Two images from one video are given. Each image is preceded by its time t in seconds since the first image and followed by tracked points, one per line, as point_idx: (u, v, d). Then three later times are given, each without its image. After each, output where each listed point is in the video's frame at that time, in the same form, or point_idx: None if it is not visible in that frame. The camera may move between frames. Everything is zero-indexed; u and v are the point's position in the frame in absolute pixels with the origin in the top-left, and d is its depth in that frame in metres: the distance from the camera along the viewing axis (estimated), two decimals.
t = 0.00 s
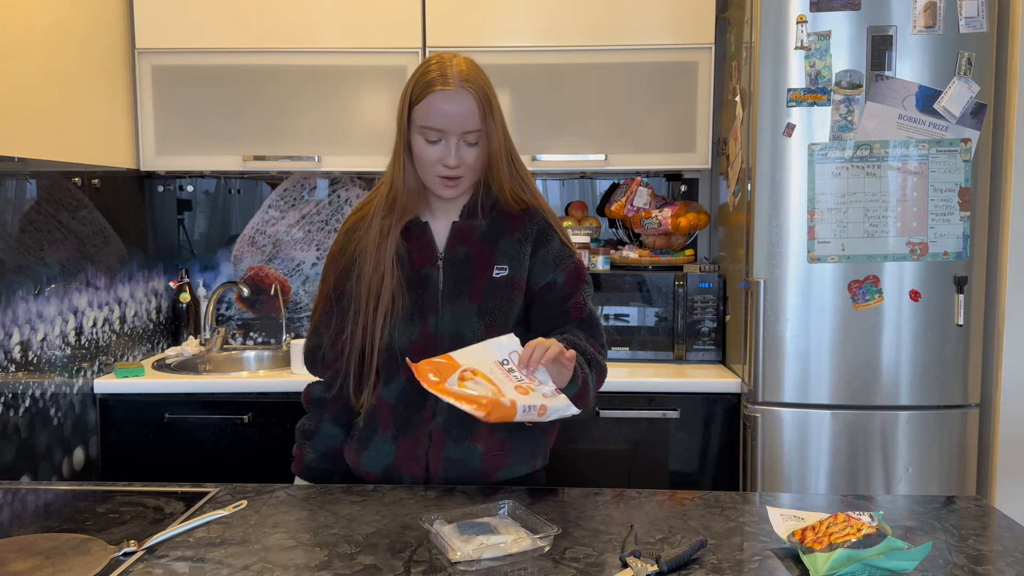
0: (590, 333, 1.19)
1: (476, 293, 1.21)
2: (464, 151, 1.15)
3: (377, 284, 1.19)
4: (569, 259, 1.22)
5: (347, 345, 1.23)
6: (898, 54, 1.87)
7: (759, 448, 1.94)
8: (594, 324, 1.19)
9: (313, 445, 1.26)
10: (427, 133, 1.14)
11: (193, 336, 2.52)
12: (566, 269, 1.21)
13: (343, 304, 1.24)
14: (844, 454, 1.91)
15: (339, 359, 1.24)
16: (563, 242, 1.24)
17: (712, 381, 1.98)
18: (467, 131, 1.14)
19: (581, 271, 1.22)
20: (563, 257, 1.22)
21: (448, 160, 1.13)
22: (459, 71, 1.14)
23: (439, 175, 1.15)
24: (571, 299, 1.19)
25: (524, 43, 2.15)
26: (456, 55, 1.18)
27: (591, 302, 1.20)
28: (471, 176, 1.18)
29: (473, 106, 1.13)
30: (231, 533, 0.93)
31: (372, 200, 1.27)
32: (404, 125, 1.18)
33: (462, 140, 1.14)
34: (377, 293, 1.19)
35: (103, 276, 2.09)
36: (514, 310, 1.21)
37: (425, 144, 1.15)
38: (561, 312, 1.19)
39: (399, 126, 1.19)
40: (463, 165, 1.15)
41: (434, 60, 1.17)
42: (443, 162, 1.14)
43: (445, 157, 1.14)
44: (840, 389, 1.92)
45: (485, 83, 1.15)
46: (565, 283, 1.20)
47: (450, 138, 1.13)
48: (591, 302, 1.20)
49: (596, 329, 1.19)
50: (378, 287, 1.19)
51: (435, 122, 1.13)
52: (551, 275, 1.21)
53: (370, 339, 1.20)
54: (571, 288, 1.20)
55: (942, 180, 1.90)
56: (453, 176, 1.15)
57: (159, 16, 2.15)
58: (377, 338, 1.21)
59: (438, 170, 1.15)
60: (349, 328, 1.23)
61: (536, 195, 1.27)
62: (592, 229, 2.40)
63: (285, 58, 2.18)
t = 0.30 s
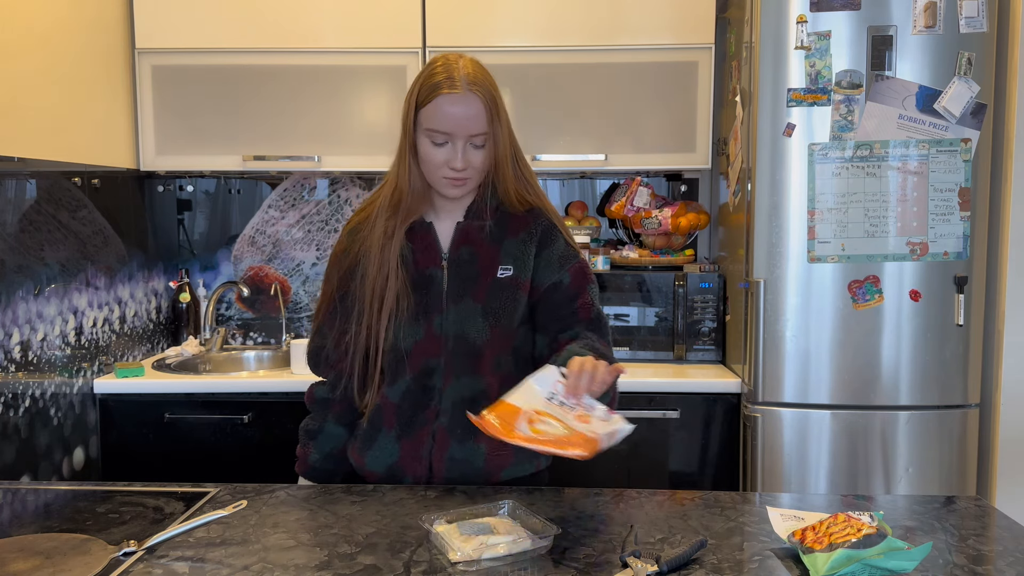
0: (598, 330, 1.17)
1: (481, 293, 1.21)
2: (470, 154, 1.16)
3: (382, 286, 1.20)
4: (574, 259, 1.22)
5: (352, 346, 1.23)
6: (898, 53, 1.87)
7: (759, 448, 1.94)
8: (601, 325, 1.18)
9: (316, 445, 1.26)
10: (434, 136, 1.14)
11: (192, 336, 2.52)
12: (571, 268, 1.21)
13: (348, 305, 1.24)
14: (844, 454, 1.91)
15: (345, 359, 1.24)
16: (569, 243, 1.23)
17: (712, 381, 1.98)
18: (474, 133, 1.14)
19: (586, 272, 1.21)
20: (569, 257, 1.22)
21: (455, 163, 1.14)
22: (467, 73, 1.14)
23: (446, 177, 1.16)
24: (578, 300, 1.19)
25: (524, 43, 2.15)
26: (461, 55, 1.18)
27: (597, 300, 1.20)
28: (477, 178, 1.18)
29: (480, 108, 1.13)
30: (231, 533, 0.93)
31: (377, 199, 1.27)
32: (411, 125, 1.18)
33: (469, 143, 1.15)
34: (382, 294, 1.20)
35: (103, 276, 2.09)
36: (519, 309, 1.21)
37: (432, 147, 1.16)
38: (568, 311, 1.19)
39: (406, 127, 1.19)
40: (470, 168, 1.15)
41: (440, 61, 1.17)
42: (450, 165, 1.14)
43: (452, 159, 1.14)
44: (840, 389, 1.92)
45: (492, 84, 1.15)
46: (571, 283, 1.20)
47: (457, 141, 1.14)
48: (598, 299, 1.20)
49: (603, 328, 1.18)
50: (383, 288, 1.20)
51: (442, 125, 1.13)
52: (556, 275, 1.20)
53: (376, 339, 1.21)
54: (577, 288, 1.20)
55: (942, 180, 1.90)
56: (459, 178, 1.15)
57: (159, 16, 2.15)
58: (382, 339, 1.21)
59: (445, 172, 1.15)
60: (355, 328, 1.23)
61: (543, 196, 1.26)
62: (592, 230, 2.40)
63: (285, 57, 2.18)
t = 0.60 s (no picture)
0: (607, 345, 1.14)
1: (499, 288, 1.19)
2: (477, 145, 1.13)
3: (398, 283, 1.20)
4: (591, 255, 1.19)
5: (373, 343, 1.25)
6: (898, 54, 1.87)
7: (759, 448, 1.94)
8: (611, 332, 1.15)
9: (340, 442, 1.28)
10: (438, 132, 1.13)
11: (193, 336, 2.52)
12: (588, 264, 1.18)
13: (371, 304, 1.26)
14: (843, 453, 1.91)
15: (369, 356, 1.26)
16: (586, 240, 1.21)
17: (712, 381, 1.99)
18: (478, 124, 1.12)
19: (605, 268, 1.19)
20: (586, 252, 1.19)
21: (461, 156, 1.13)
22: (463, 65, 1.13)
23: (455, 172, 1.15)
24: (593, 298, 1.17)
25: (524, 43, 2.15)
26: (463, 47, 1.17)
27: (612, 303, 1.17)
28: (489, 170, 1.17)
29: (481, 98, 1.11)
30: (231, 533, 0.93)
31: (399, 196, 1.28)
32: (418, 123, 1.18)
33: (473, 134, 1.13)
34: (397, 291, 1.20)
35: (103, 276, 2.09)
36: (538, 304, 1.18)
37: (438, 143, 1.15)
38: (581, 308, 1.17)
39: (416, 125, 1.20)
40: (477, 160, 1.14)
41: (441, 56, 1.16)
42: (457, 159, 1.13)
43: (458, 153, 1.13)
44: (840, 389, 1.92)
45: (489, 75, 1.14)
46: (587, 279, 1.17)
47: (460, 134, 1.12)
48: (614, 305, 1.17)
49: (614, 338, 1.15)
50: (399, 285, 1.20)
51: (443, 119, 1.12)
52: (573, 269, 1.19)
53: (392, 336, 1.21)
54: (593, 285, 1.17)
55: (942, 180, 1.90)
56: (467, 172, 1.15)
57: (160, 16, 2.15)
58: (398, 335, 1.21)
59: (453, 167, 1.15)
60: (376, 323, 1.24)
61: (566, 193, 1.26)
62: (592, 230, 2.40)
63: (285, 58, 2.18)
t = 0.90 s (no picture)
0: (592, 346, 1.15)
1: (495, 287, 1.19)
2: (476, 142, 1.13)
3: (397, 281, 1.20)
4: (583, 255, 1.20)
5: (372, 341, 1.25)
6: (898, 54, 1.87)
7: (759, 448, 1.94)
8: (597, 333, 1.16)
9: (339, 442, 1.28)
10: (438, 129, 1.14)
11: (192, 336, 2.52)
12: (579, 263, 1.19)
13: (370, 303, 1.26)
14: (843, 453, 1.91)
15: (368, 355, 1.26)
16: (580, 240, 1.22)
17: (712, 381, 1.99)
18: (477, 121, 1.12)
19: (595, 268, 1.19)
20: (578, 253, 1.20)
21: (461, 152, 1.13)
22: (464, 62, 1.13)
23: (455, 168, 1.15)
24: (579, 299, 1.18)
25: (524, 43, 2.15)
26: (466, 46, 1.17)
27: (598, 304, 1.17)
28: (489, 167, 1.17)
29: (481, 95, 1.11)
30: (231, 533, 0.93)
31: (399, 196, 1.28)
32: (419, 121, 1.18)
33: (473, 131, 1.13)
34: (396, 289, 1.20)
35: (103, 276, 2.09)
36: (533, 303, 1.18)
37: (438, 139, 1.15)
38: (567, 307, 1.18)
39: (416, 123, 1.20)
40: (476, 156, 1.14)
41: (444, 53, 1.16)
42: (456, 155, 1.13)
43: (457, 149, 1.13)
44: (840, 389, 1.92)
45: (489, 72, 1.14)
46: (576, 279, 1.18)
47: (459, 130, 1.12)
48: (600, 306, 1.17)
49: (600, 338, 1.16)
50: (398, 282, 1.20)
51: (443, 115, 1.12)
52: (563, 268, 1.19)
53: (392, 334, 1.21)
54: (581, 286, 1.18)
55: (942, 180, 1.90)
56: (467, 168, 1.15)
57: (160, 16, 2.15)
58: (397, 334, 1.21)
59: (453, 164, 1.15)
60: (376, 321, 1.24)
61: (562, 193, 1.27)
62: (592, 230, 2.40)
63: (285, 58, 2.18)
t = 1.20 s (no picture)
0: (595, 349, 1.16)
1: (497, 288, 1.19)
2: (475, 134, 1.13)
3: (397, 278, 1.20)
4: (586, 257, 1.21)
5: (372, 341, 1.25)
6: (898, 54, 1.87)
7: (759, 447, 1.94)
8: (600, 337, 1.16)
9: (336, 441, 1.28)
10: (437, 122, 1.14)
11: (192, 336, 2.52)
12: (583, 266, 1.20)
13: (370, 302, 1.26)
14: (843, 454, 1.91)
15: (367, 354, 1.26)
16: (582, 241, 1.22)
17: (712, 381, 1.99)
18: (477, 114, 1.12)
19: (598, 271, 1.20)
20: (581, 255, 1.21)
21: (460, 144, 1.12)
22: (464, 57, 1.14)
23: (453, 161, 1.14)
24: (584, 303, 1.18)
25: (524, 43, 2.15)
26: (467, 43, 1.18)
27: (603, 306, 1.18)
28: (488, 162, 1.16)
29: (480, 87, 1.11)
30: (231, 533, 0.93)
31: (398, 196, 1.28)
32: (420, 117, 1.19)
33: (472, 122, 1.12)
34: (396, 286, 1.20)
35: (103, 276, 2.09)
36: (534, 304, 1.18)
37: (437, 133, 1.15)
38: (571, 311, 1.18)
39: (416, 120, 1.20)
40: (475, 149, 1.14)
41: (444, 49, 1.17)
42: (455, 148, 1.13)
43: (456, 141, 1.13)
44: (840, 389, 1.92)
45: (489, 67, 1.15)
46: (580, 282, 1.19)
47: (458, 121, 1.12)
48: (604, 309, 1.18)
49: (603, 342, 1.16)
50: (399, 280, 1.20)
51: (442, 107, 1.12)
52: (567, 271, 1.20)
53: (392, 332, 1.21)
54: (585, 289, 1.19)
55: (942, 180, 1.90)
56: (466, 161, 1.14)
57: (160, 16, 2.15)
58: (397, 332, 1.21)
59: (451, 156, 1.14)
60: (375, 321, 1.24)
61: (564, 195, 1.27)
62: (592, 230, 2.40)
63: (285, 58, 2.18)
